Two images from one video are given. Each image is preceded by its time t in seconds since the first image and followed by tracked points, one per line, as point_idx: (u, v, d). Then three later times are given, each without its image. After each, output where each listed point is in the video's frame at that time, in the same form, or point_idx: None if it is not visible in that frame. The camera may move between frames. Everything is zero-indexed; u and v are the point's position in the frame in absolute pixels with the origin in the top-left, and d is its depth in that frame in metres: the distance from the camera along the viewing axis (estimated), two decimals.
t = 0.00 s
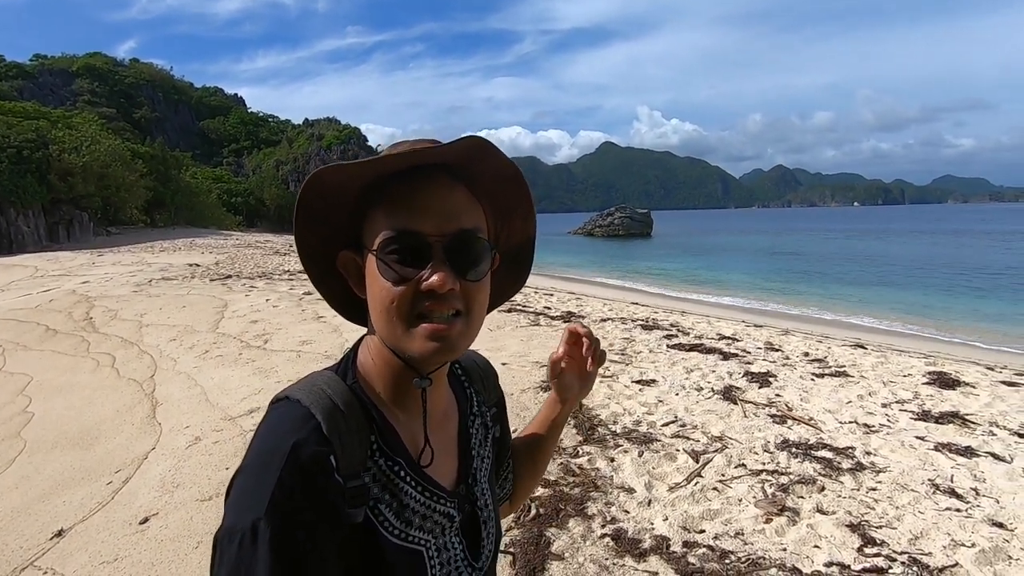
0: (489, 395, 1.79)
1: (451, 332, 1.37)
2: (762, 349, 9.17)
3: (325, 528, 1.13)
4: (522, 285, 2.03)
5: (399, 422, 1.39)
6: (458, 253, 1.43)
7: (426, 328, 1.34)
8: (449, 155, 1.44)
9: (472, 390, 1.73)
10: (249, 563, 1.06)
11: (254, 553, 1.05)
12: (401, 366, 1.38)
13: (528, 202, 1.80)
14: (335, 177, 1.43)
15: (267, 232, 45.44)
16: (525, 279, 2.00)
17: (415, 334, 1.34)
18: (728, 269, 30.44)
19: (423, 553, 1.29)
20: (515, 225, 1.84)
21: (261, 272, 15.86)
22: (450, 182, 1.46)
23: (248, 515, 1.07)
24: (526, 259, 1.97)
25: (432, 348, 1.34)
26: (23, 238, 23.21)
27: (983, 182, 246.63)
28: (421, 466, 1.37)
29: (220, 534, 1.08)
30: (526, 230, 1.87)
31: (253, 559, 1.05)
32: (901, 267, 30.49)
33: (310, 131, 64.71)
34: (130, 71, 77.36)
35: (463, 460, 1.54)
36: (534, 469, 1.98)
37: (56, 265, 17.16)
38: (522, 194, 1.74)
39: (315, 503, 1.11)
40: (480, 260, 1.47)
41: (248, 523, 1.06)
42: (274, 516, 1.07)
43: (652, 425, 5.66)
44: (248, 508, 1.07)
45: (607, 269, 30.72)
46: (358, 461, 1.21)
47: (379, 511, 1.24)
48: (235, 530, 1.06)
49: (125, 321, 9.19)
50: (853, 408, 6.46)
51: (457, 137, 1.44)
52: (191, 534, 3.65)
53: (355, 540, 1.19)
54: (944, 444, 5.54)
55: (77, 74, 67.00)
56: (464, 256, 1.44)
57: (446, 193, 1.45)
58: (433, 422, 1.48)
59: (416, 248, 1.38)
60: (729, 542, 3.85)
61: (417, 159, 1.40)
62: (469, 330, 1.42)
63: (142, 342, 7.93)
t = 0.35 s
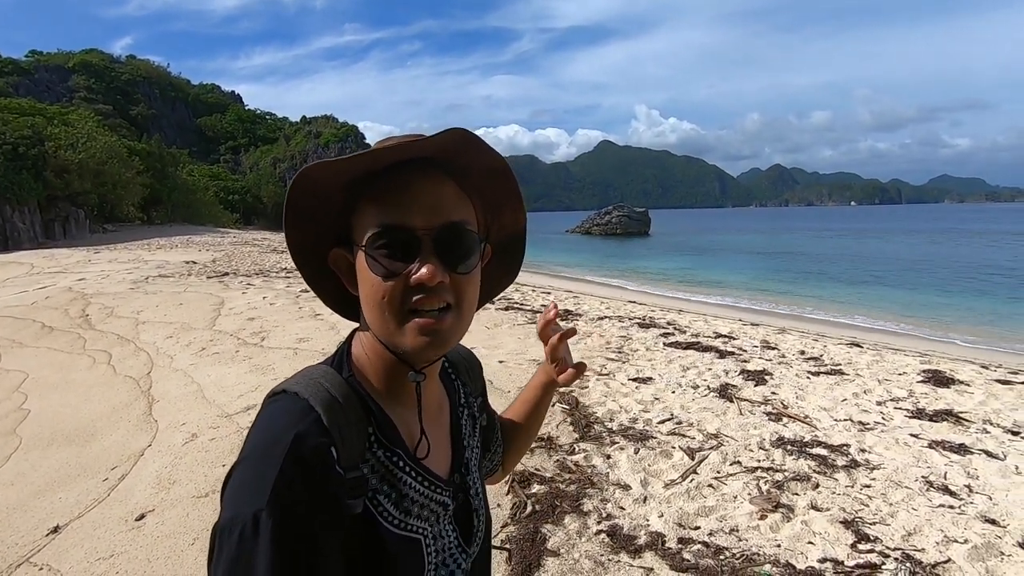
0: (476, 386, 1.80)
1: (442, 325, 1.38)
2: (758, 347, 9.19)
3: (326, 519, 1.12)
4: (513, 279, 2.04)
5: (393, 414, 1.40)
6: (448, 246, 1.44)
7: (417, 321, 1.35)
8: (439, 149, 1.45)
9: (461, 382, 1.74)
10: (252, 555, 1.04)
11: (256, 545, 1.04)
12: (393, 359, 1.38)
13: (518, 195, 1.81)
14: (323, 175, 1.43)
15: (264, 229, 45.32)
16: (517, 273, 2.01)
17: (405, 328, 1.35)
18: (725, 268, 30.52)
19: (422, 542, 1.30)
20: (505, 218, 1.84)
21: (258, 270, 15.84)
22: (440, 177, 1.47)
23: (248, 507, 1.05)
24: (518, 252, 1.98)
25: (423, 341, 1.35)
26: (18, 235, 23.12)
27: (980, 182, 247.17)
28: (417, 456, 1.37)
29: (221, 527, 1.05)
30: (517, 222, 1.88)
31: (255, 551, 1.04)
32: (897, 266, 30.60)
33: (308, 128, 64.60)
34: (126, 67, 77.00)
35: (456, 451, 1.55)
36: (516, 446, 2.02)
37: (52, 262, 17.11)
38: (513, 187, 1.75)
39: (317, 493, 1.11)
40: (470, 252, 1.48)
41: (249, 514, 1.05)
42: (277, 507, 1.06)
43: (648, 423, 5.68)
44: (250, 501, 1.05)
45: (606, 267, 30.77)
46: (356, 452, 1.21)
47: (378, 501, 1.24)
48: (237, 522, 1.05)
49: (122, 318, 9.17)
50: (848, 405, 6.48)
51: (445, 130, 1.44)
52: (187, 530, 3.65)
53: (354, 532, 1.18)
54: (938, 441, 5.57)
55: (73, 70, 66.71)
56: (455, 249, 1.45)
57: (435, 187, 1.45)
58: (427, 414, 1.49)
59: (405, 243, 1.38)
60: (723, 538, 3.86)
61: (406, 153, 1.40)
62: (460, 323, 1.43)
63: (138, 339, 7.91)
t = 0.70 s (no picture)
0: (476, 391, 1.82)
1: (458, 335, 1.38)
2: (756, 348, 9.22)
3: (344, 526, 1.13)
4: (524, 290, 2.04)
5: (404, 422, 1.41)
6: (462, 259, 1.44)
7: (433, 331, 1.35)
8: (453, 163, 1.45)
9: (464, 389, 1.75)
10: (270, 562, 1.03)
11: (276, 552, 1.03)
12: (409, 369, 1.38)
13: (529, 207, 1.81)
14: (339, 190, 1.44)
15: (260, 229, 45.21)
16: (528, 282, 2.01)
17: (422, 338, 1.35)
18: (723, 268, 30.61)
19: (432, 549, 1.31)
20: (516, 229, 1.84)
21: (255, 270, 15.82)
22: (454, 191, 1.47)
23: (266, 514, 1.05)
24: (529, 263, 1.98)
25: (439, 352, 1.35)
26: (14, 235, 23.05)
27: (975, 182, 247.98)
28: (428, 465, 1.39)
29: (238, 535, 1.05)
30: (528, 234, 1.88)
31: (274, 559, 1.03)
32: (894, 266, 30.69)
33: (305, 128, 64.60)
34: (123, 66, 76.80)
35: (462, 458, 1.57)
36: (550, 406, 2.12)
37: (48, 261, 17.06)
38: (524, 200, 1.75)
39: (335, 502, 1.11)
40: (484, 265, 1.49)
41: (268, 522, 1.04)
42: (295, 514, 1.05)
43: (647, 424, 5.69)
44: (268, 508, 1.05)
45: (604, 267, 30.82)
46: (370, 460, 1.21)
47: (390, 508, 1.25)
48: (255, 529, 1.04)
49: (119, 319, 9.16)
50: (846, 407, 6.51)
51: (459, 145, 1.44)
52: (188, 532, 3.65)
53: (368, 540, 1.19)
54: (935, 442, 5.59)
55: (69, 69, 66.50)
56: (469, 261, 1.45)
57: (449, 201, 1.46)
58: (436, 422, 1.50)
59: (420, 256, 1.39)
60: (723, 540, 3.88)
61: (421, 168, 1.41)
62: (475, 333, 1.44)
63: (136, 340, 7.90)
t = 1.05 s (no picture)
0: (476, 393, 1.83)
1: (459, 336, 1.38)
2: (747, 345, 9.29)
3: (356, 525, 1.12)
4: (535, 298, 2.02)
5: (411, 424, 1.42)
6: (463, 260, 1.45)
7: (433, 331, 1.35)
8: (455, 165, 1.45)
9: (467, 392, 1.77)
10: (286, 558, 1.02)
11: (290, 550, 1.01)
12: (412, 370, 1.39)
13: (535, 212, 1.81)
14: (344, 194, 1.46)
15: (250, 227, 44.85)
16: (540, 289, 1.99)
17: (422, 338, 1.36)
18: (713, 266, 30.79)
19: (437, 550, 1.32)
20: (524, 234, 1.84)
21: (246, 269, 15.73)
22: (456, 194, 1.48)
23: (281, 511, 1.03)
24: (537, 268, 1.97)
25: (441, 352, 1.35)
26: None
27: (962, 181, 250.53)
28: (434, 467, 1.40)
29: (251, 531, 1.03)
30: (535, 238, 1.87)
31: (289, 555, 1.02)
32: (882, 264, 31.00)
33: (295, 126, 64.18)
34: (110, 63, 75.87)
35: (464, 461, 1.58)
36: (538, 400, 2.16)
37: (35, 260, 16.85)
38: (530, 203, 1.75)
39: (349, 501, 1.11)
40: (487, 267, 1.49)
41: (283, 519, 1.02)
42: (311, 511, 1.04)
43: (640, 421, 5.73)
44: (283, 504, 1.03)
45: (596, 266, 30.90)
46: (380, 460, 1.22)
47: (399, 511, 1.26)
48: (270, 524, 1.02)
49: (109, 318, 9.07)
50: (835, 403, 6.58)
51: (460, 148, 1.45)
52: (182, 532, 3.64)
53: (379, 541, 1.20)
54: (922, 438, 5.67)
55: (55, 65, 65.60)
56: (470, 263, 1.46)
57: (450, 203, 1.47)
58: (441, 424, 1.51)
59: (421, 258, 1.40)
60: (715, 535, 3.91)
61: (422, 170, 1.42)
62: (477, 335, 1.44)
63: (126, 340, 7.83)
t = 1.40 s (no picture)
0: (463, 392, 1.85)
1: (457, 334, 1.39)
2: (735, 342, 9.37)
3: (357, 524, 1.13)
4: (526, 296, 2.03)
5: (407, 423, 1.43)
6: (461, 259, 1.46)
7: (431, 330, 1.36)
8: (453, 165, 1.46)
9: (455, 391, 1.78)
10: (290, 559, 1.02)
11: (295, 550, 1.02)
12: (409, 370, 1.40)
13: (529, 214, 1.82)
14: (342, 194, 1.46)
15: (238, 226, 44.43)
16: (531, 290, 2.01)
17: (421, 336, 1.36)
18: (702, 265, 30.97)
19: (433, 549, 1.34)
20: (518, 235, 1.85)
21: (234, 268, 15.62)
22: (453, 193, 1.49)
23: (284, 514, 1.03)
24: (529, 269, 1.99)
25: (439, 350, 1.36)
26: None
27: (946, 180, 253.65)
28: (429, 466, 1.41)
29: (253, 534, 1.02)
30: (529, 239, 1.89)
31: (293, 556, 1.02)
32: (867, 262, 31.36)
33: (283, 124, 63.74)
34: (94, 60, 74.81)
35: (457, 461, 1.59)
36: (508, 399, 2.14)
37: (18, 260, 16.60)
38: (525, 205, 1.76)
39: (349, 500, 1.12)
40: (483, 266, 1.50)
41: (287, 520, 1.03)
42: (314, 511, 1.05)
43: (630, 418, 5.76)
44: (286, 505, 1.04)
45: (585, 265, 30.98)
46: (380, 460, 1.23)
47: (398, 511, 1.27)
48: (272, 527, 1.02)
49: (95, 319, 8.97)
50: (822, 399, 6.66)
51: (458, 148, 1.46)
52: (171, 533, 3.61)
53: (379, 540, 1.21)
54: (906, 432, 5.75)
55: (37, 62, 64.52)
56: (467, 261, 1.47)
57: (448, 203, 1.48)
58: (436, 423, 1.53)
59: (420, 256, 1.41)
60: (704, 529, 3.95)
61: (421, 169, 1.43)
62: (475, 333, 1.45)
63: (113, 340, 7.75)
